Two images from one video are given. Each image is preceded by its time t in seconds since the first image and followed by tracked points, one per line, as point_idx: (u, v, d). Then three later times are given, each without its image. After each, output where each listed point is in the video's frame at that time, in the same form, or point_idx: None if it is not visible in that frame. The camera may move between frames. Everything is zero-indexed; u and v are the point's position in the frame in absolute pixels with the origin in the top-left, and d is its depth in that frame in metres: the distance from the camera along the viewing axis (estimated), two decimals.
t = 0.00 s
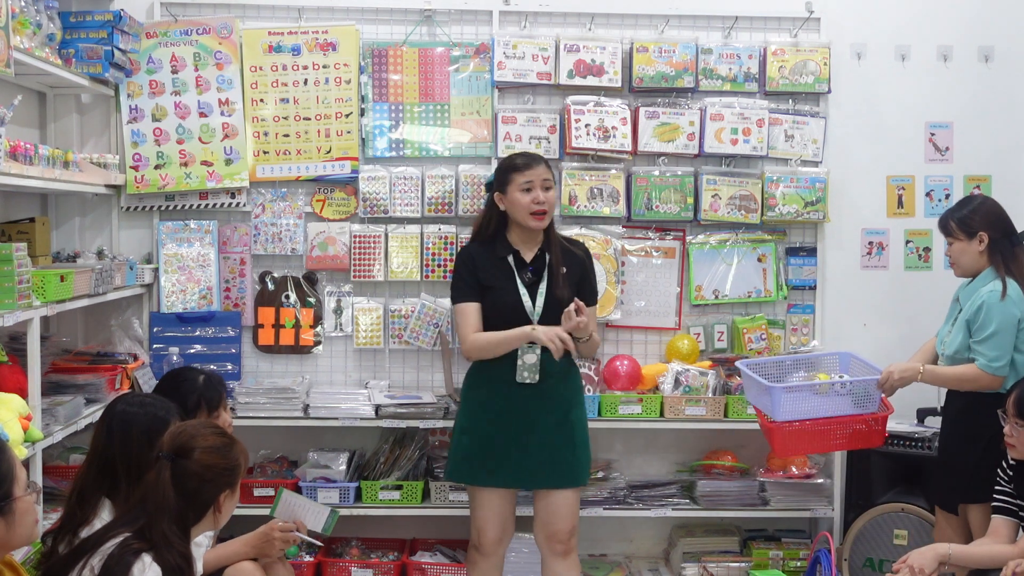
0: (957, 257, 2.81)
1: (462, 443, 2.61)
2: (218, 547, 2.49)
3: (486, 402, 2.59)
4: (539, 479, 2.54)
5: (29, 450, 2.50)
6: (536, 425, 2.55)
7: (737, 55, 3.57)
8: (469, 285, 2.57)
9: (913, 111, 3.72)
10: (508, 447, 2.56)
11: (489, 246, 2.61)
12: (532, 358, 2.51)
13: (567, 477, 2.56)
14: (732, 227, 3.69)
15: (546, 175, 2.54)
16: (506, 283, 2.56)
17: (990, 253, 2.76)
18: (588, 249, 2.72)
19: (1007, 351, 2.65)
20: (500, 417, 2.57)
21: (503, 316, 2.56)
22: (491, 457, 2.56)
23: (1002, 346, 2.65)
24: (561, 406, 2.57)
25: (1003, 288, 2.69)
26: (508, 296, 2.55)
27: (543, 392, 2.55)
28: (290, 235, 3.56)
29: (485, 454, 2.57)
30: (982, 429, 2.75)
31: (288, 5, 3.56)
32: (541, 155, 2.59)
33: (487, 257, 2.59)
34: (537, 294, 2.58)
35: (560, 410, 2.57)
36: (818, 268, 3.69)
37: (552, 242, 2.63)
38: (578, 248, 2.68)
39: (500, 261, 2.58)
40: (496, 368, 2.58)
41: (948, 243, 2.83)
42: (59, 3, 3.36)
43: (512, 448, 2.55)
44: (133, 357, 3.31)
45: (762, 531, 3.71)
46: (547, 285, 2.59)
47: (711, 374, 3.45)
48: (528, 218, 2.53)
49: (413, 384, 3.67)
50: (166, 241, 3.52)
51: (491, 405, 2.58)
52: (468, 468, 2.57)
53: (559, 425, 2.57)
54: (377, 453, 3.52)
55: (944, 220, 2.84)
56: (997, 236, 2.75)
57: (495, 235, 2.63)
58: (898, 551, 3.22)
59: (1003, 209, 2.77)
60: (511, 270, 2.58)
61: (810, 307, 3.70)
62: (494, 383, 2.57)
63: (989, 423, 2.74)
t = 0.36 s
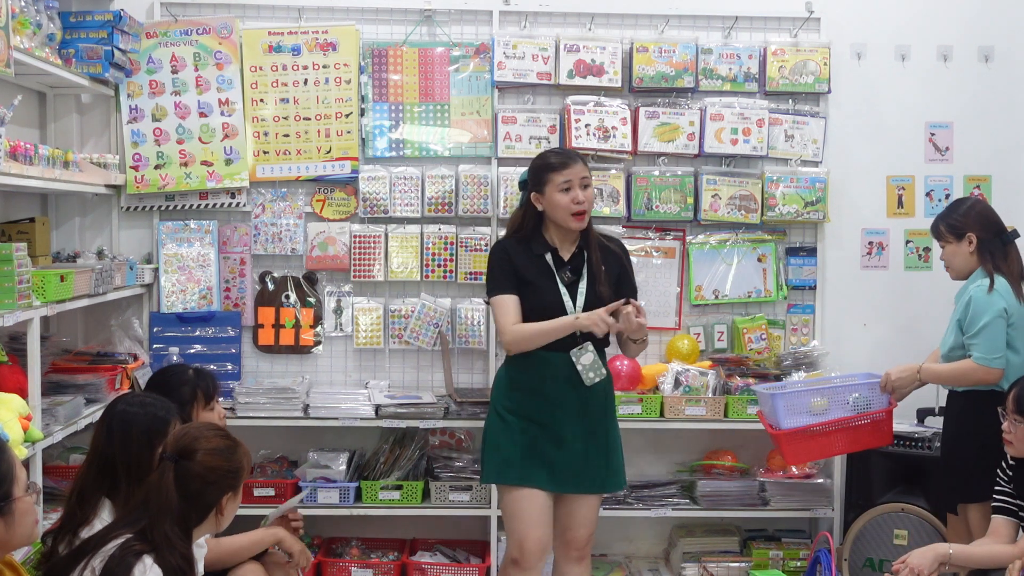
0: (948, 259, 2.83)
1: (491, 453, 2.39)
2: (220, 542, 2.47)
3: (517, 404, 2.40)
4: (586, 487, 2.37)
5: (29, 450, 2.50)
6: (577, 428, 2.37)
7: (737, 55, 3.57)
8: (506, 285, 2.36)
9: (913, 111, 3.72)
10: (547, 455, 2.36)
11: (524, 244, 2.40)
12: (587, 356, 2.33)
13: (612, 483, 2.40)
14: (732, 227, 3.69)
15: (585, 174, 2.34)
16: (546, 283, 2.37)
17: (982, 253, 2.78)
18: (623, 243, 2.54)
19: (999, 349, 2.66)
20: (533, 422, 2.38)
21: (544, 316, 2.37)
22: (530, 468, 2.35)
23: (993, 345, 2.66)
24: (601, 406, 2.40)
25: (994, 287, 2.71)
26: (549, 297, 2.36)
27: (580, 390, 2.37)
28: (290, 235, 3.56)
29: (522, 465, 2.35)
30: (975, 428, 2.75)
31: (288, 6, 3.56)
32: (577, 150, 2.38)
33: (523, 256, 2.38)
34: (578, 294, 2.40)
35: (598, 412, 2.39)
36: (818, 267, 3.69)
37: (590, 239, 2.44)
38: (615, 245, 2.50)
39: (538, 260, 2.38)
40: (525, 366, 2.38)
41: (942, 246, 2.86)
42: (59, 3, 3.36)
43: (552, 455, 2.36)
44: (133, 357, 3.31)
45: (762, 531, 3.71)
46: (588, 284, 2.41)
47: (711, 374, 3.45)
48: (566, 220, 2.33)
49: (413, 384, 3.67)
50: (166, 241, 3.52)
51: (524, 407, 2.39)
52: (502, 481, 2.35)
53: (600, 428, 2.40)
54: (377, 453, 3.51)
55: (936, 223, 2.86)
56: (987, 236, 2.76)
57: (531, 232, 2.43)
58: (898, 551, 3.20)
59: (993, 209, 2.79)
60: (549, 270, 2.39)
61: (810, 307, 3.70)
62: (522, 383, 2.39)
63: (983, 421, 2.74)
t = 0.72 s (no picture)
0: (950, 258, 2.84)
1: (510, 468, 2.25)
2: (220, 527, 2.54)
3: (539, 417, 2.24)
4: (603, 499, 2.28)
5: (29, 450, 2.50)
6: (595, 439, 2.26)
7: (737, 55, 3.57)
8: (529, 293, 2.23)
9: (913, 110, 3.72)
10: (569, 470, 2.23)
11: (541, 249, 2.27)
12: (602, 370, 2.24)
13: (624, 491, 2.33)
14: (732, 227, 3.69)
15: (595, 171, 2.26)
16: (569, 289, 2.25)
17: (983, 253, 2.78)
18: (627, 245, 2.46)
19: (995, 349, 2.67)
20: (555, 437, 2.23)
21: (574, 323, 2.25)
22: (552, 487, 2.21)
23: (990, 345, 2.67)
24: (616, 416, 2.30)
25: (992, 287, 2.71)
26: (577, 303, 2.25)
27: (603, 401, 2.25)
28: (290, 235, 3.56)
29: (547, 481, 2.21)
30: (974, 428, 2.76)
31: (288, 6, 3.56)
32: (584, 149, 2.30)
33: (544, 261, 2.25)
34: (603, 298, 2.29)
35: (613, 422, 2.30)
36: (818, 268, 3.69)
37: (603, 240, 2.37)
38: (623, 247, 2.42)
39: (561, 265, 2.26)
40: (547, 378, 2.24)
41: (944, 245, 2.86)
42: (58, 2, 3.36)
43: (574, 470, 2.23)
44: (133, 357, 3.31)
45: (762, 531, 3.71)
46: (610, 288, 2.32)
47: (711, 374, 3.46)
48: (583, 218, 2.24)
49: (413, 384, 3.67)
50: (166, 241, 3.52)
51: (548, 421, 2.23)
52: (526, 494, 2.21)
53: (614, 439, 2.31)
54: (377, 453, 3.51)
55: (940, 222, 2.86)
56: (988, 236, 2.77)
57: (548, 237, 2.30)
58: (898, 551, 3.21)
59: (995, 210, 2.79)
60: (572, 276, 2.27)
61: (810, 307, 3.70)
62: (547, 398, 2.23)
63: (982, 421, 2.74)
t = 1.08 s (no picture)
0: (950, 260, 2.84)
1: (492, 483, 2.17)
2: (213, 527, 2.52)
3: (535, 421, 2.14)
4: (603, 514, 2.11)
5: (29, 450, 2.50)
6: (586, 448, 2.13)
7: (737, 55, 3.57)
8: (515, 292, 2.14)
9: (913, 110, 3.72)
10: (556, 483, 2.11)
11: (534, 246, 2.18)
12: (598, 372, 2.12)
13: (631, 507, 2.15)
14: (732, 227, 3.69)
15: (586, 166, 2.14)
16: (561, 287, 2.14)
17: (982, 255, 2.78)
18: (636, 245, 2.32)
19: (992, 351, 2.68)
20: (537, 448, 2.14)
21: (563, 324, 2.14)
22: (537, 500, 2.11)
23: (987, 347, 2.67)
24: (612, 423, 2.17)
25: (991, 289, 2.71)
26: (567, 302, 2.13)
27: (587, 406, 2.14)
28: (290, 235, 3.56)
29: (531, 493, 2.12)
30: (974, 429, 2.75)
31: (288, 5, 3.57)
32: (581, 142, 2.19)
33: (535, 258, 2.15)
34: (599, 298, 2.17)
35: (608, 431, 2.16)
36: (818, 268, 3.69)
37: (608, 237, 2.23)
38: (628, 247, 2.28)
39: (553, 263, 2.15)
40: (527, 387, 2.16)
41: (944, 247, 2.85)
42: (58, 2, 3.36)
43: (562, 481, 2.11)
44: (133, 357, 3.31)
45: (762, 531, 3.70)
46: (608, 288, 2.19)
47: (711, 374, 3.46)
48: (570, 213, 2.13)
49: (413, 385, 3.67)
50: (166, 241, 3.52)
51: (529, 432, 2.14)
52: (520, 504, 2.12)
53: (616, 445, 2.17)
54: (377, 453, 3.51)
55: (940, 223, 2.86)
56: (987, 237, 2.76)
57: (543, 234, 2.21)
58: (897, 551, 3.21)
59: (995, 211, 2.79)
60: (566, 273, 2.16)
61: (810, 307, 3.71)
62: (525, 409, 2.15)
63: (981, 421, 2.74)
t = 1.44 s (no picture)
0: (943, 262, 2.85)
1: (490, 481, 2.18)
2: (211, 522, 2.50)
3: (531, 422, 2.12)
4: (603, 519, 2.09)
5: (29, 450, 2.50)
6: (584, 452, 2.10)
7: (737, 55, 3.57)
8: (506, 290, 2.15)
9: (912, 110, 3.72)
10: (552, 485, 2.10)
11: (532, 245, 2.16)
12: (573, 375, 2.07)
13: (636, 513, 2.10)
14: (732, 227, 3.69)
15: (580, 173, 2.05)
16: (548, 289, 2.11)
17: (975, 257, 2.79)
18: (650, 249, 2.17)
19: (995, 352, 2.68)
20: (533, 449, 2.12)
21: (543, 325, 2.11)
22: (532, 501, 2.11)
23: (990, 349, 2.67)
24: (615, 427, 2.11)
25: (986, 290, 2.72)
26: (549, 304, 2.10)
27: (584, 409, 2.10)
28: (290, 235, 3.56)
29: (527, 495, 2.11)
30: (975, 429, 2.75)
31: (288, 6, 3.57)
32: (587, 144, 2.09)
33: (529, 258, 2.13)
34: (585, 302, 2.10)
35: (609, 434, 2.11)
36: (818, 267, 3.69)
37: (609, 241, 2.13)
38: (634, 251, 2.15)
39: (544, 264, 2.12)
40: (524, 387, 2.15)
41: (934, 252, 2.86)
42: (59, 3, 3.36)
43: (558, 483, 2.10)
44: (133, 357, 3.31)
45: (762, 531, 3.70)
46: (598, 293, 2.11)
47: (711, 374, 3.46)
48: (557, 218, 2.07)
49: (413, 385, 3.67)
50: (166, 241, 3.52)
51: (525, 433, 2.13)
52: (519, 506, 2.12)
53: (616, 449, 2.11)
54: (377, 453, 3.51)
55: (930, 228, 2.87)
56: (978, 239, 2.78)
57: (545, 232, 2.17)
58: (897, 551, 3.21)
59: (983, 212, 2.81)
60: (555, 275, 2.12)
61: (810, 307, 3.71)
62: (521, 410, 2.14)
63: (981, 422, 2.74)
